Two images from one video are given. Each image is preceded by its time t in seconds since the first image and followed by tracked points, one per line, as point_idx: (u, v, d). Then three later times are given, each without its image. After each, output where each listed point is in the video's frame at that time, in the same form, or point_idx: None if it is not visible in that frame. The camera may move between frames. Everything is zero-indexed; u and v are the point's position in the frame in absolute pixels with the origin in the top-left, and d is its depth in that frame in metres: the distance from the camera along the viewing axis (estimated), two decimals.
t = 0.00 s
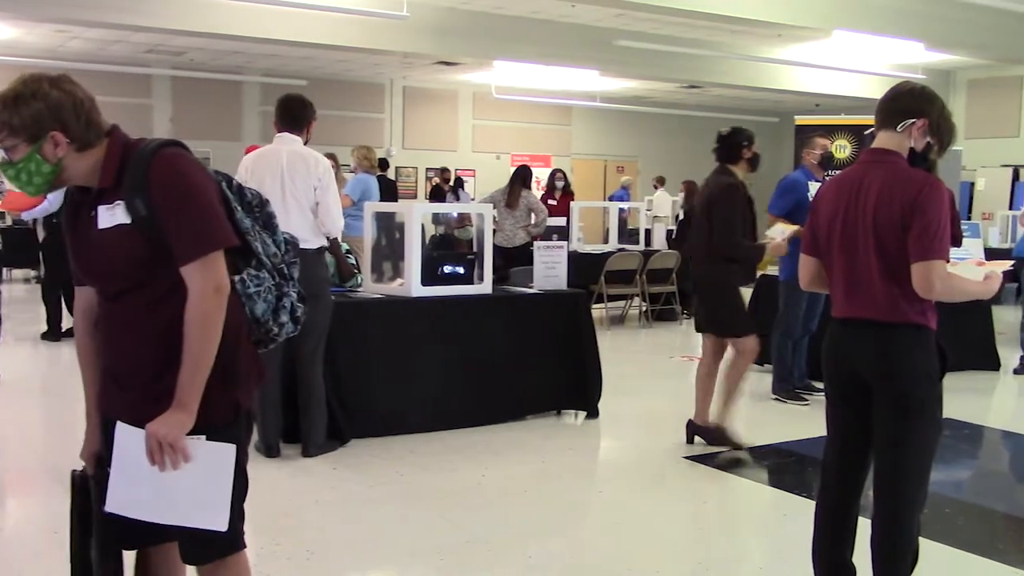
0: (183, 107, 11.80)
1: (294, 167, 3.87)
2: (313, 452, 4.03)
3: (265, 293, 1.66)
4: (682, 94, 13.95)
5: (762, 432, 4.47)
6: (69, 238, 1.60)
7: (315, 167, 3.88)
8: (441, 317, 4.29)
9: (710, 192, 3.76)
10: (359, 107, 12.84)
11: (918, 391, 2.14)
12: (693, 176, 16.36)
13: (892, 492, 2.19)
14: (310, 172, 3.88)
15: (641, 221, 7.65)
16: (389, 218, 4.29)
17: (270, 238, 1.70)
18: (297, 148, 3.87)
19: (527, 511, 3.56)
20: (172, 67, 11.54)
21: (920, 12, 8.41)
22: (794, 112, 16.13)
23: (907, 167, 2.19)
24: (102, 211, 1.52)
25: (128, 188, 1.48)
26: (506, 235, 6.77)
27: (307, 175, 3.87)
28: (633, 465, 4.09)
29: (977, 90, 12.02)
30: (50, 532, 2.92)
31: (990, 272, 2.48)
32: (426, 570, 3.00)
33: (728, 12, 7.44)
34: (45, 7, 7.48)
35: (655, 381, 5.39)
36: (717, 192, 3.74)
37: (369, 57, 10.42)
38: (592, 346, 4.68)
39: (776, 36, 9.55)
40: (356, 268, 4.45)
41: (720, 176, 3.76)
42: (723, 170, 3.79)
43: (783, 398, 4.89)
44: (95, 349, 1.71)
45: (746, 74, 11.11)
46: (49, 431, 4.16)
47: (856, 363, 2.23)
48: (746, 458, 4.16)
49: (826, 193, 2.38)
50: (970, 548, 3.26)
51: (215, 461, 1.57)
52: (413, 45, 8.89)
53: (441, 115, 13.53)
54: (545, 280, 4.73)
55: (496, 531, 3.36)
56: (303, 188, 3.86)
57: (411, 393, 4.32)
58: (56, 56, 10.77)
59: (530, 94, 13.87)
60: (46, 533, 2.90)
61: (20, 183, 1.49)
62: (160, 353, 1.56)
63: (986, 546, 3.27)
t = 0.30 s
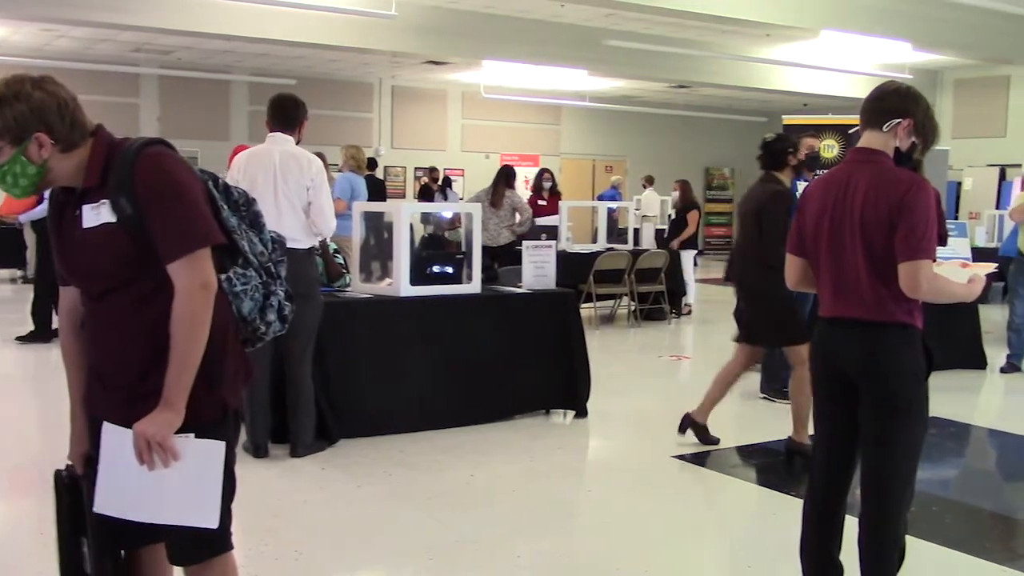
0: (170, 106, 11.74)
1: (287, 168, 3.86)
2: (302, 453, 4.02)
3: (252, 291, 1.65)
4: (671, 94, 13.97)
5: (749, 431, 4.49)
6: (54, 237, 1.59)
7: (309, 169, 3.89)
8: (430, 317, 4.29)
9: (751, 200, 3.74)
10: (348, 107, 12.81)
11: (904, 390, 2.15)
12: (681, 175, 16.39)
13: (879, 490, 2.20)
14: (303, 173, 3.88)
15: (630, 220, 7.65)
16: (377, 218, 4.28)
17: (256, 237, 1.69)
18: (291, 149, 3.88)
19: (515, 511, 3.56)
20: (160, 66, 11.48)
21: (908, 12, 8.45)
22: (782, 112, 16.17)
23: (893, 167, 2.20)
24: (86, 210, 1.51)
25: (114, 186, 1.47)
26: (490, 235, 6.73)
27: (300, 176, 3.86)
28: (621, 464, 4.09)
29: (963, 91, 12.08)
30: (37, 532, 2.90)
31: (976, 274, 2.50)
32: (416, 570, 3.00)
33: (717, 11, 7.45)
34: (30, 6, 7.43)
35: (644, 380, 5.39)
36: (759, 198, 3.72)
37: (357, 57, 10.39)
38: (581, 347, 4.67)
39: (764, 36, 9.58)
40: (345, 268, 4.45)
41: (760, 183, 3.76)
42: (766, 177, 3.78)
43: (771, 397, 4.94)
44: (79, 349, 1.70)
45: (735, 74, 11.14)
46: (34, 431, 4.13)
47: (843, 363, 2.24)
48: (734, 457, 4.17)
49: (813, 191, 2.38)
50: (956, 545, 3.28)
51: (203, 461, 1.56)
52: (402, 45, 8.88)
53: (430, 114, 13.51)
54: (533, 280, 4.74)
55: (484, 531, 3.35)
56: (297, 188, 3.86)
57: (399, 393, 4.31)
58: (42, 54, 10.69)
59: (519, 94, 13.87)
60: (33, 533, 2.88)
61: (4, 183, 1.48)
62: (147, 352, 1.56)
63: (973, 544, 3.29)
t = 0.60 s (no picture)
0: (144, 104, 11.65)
1: (264, 166, 3.85)
2: (279, 453, 4.00)
3: (228, 291, 1.64)
4: (648, 93, 14.01)
5: (726, 428, 4.51)
6: (28, 236, 1.57)
7: (287, 166, 3.87)
8: (408, 317, 4.28)
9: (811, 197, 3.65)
10: (324, 105, 12.76)
11: (879, 388, 2.16)
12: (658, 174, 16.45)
13: (855, 488, 2.21)
14: (280, 172, 3.86)
15: (607, 219, 7.66)
16: (354, 217, 4.26)
17: (234, 236, 1.68)
18: (267, 147, 3.86)
19: (493, 509, 3.55)
20: (133, 65, 11.38)
21: (881, 12, 8.52)
22: (757, 111, 16.26)
23: (868, 166, 2.22)
24: (60, 208, 1.49)
25: (88, 184, 1.45)
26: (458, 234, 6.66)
27: (278, 175, 3.84)
28: (599, 463, 4.09)
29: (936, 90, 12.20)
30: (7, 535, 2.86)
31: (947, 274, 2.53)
32: (394, 570, 2.98)
33: (693, 11, 7.48)
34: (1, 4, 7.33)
35: (621, 378, 5.40)
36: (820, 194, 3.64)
37: (333, 55, 10.35)
38: (558, 345, 4.68)
39: (740, 36, 9.62)
40: (321, 267, 4.42)
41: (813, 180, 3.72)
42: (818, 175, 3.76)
43: (747, 395, 4.93)
44: (55, 351, 1.67)
45: (712, 74, 11.20)
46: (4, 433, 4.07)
47: (818, 361, 2.25)
48: (710, 455, 4.19)
49: (788, 190, 2.39)
50: (930, 541, 3.31)
51: (174, 461, 1.55)
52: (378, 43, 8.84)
53: (406, 113, 13.48)
54: (511, 278, 4.74)
55: (462, 530, 3.35)
56: (272, 186, 3.83)
57: (376, 393, 4.30)
58: (13, 52, 10.56)
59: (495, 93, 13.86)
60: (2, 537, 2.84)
61: None
62: (122, 353, 1.54)
63: (946, 539, 3.32)
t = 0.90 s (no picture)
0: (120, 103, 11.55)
1: (242, 165, 3.82)
2: (257, 454, 3.98)
3: (208, 291, 1.61)
4: (626, 93, 14.04)
5: (705, 427, 4.52)
6: (4, 236, 1.55)
7: (263, 166, 3.85)
8: (387, 317, 4.26)
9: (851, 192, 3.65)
10: (302, 105, 12.70)
11: (856, 387, 2.18)
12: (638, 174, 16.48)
13: (833, 486, 2.22)
14: (259, 172, 3.84)
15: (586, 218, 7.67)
16: (333, 216, 4.24)
17: (214, 236, 1.66)
18: (245, 148, 3.83)
19: (472, 509, 3.54)
20: (109, 63, 11.28)
21: (859, 13, 8.57)
22: (735, 110, 16.32)
23: (847, 167, 2.23)
24: (37, 209, 1.47)
25: (63, 184, 1.43)
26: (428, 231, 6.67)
27: (255, 174, 3.82)
28: (579, 462, 4.09)
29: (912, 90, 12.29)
30: None
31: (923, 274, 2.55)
32: (374, 570, 2.97)
33: (671, 10, 7.50)
34: None
35: (600, 378, 5.41)
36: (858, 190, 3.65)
37: (311, 54, 10.30)
38: (538, 344, 4.68)
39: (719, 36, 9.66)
40: (300, 267, 4.40)
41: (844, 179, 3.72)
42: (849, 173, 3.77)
43: (726, 394, 4.93)
44: (33, 353, 1.65)
45: (691, 74, 11.24)
46: None
47: (797, 359, 2.26)
48: (690, 454, 4.20)
49: (767, 190, 2.40)
50: (908, 537, 3.34)
51: (155, 466, 1.53)
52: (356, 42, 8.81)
53: (385, 112, 13.44)
54: (491, 277, 4.73)
55: (442, 530, 3.34)
56: (249, 186, 3.81)
57: (356, 393, 4.28)
58: None
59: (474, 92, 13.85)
60: None
61: None
62: (100, 354, 1.52)
63: (923, 536, 3.35)
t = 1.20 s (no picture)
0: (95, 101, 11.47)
1: (218, 165, 3.80)
2: (234, 455, 3.96)
3: (186, 294, 1.62)
4: (603, 92, 14.08)
5: (682, 425, 4.54)
6: None
7: (240, 166, 3.83)
8: (365, 317, 4.25)
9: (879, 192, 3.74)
10: (279, 103, 12.65)
11: (831, 385, 2.19)
12: (614, 173, 16.53)
13: (808, 484, 2.24)
14: (234, 170, 3.82)
15: (564, 217, 7.68)
16: (310, 215, 4.23)
17: (195, 239, 1.66)
18: (221, 147, 3.81)
19: (449, 508, 3.54)
20: (84, 62, 11.20)
21: (834, 13, 8.63)
22: (712, 110, 16.38)
23: (821, 165, 2.24)
24: (17, 204, 1.45)
25: (45, 182, 1.42)
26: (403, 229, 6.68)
27: (231, 173, 3.80)
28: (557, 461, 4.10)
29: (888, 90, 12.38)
30: None
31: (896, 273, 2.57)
32: (350, 570, 2.96)
33: (647, 11, 7.52)
34: None
35: (578, 377, 5.41)
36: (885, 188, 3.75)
37: (288, 53, 10.28)
38: (516, 344, 4.68)
39: (696, 36, 9.70)
40: (275, 266, 4.38)
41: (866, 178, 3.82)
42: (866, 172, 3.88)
43: (703, 392, 4.95)
44: (10, 351, 1.63)
45: (669, 74, 11.28)
46: None
47: (772, 358, 2.27)
48: (667, 452, 4.21)
49: (742, 188, 2.40)
50: (881, 533, 3.36)
51: (128, 471, 1.50)
52: (333, 42, 8.78)
53: (362, 111, 13.41)
54: (468, 276, 4.74)
55: (419, 529, 3.33)
56: (226, 186, 3.79)
57: (334, 393, 4.27)
58: None
59: (451, 91, 13.84)
60: None
61: None
62: (77, 353, 1.50)
63: (897, 532, 3.37)
